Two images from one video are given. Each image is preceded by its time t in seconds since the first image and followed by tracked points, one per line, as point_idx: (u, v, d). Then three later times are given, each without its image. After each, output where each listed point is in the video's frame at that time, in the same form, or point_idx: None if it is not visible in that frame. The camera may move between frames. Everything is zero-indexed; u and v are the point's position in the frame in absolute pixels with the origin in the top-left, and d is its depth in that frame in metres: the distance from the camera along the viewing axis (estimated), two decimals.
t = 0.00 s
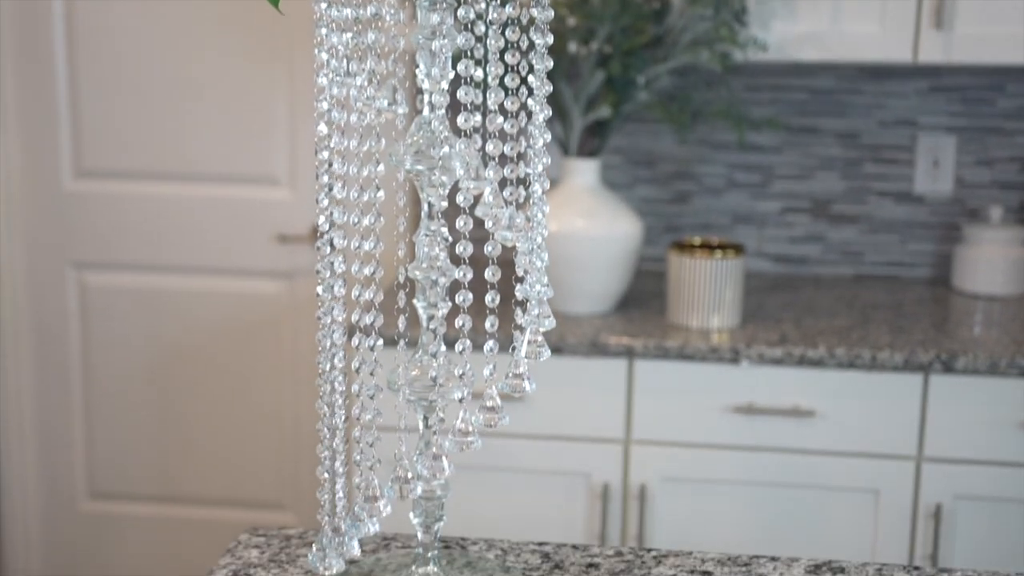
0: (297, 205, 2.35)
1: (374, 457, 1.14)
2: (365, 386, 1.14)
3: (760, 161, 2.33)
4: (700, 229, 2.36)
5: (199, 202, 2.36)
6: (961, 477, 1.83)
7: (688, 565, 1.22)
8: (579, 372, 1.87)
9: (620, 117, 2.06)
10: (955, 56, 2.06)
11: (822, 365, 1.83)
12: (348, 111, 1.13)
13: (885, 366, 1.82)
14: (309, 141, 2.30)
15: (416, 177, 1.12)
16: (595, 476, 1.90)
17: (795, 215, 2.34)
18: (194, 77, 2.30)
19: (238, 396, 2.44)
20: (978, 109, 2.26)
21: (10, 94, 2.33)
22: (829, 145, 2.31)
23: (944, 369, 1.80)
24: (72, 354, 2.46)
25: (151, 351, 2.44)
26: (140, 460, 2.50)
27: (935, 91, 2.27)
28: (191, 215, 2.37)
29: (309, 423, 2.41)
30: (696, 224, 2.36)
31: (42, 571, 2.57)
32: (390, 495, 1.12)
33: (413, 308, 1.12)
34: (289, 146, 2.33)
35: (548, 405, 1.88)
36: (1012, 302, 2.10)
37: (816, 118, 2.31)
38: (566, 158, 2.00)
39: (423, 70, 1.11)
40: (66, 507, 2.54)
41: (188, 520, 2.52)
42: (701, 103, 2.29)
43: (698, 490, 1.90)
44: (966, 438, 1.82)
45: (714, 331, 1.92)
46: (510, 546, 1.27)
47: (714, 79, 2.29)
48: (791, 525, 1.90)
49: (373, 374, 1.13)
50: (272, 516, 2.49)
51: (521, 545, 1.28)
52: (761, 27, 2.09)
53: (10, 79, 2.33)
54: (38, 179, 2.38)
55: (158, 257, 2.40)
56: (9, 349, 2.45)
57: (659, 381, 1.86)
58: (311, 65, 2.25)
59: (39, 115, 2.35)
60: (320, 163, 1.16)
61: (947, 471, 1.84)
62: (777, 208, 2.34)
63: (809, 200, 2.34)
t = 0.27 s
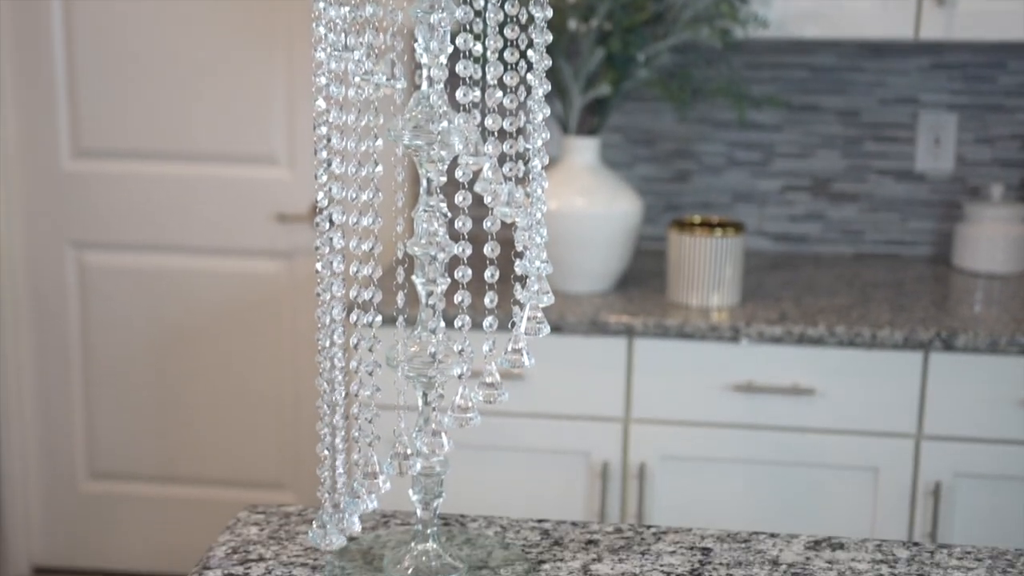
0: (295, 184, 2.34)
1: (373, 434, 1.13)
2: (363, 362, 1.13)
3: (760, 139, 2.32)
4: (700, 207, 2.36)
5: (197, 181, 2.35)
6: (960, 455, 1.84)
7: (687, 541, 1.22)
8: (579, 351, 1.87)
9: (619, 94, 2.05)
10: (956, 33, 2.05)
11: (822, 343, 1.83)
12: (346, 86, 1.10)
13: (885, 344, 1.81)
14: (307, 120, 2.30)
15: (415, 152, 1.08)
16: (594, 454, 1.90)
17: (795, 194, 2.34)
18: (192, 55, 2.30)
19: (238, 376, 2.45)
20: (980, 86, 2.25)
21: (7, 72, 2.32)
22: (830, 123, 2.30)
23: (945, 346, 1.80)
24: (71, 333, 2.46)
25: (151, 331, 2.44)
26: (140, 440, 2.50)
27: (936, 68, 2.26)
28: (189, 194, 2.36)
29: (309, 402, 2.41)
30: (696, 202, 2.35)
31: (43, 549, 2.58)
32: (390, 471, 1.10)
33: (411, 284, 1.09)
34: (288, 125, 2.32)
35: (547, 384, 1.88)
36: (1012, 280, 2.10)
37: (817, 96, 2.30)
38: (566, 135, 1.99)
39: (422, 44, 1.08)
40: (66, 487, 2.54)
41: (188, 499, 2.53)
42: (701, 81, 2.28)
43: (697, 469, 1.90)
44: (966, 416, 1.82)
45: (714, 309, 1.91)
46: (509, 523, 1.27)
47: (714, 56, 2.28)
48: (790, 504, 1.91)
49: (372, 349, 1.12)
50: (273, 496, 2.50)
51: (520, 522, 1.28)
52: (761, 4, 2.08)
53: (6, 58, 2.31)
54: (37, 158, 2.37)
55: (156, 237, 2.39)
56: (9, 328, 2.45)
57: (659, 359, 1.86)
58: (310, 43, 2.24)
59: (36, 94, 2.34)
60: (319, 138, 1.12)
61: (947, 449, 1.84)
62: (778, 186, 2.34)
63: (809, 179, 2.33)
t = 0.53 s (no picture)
0: (293, 168, 2.33)
1: (370, 417, 1.13)
2: (360, 343, 1.13)
3: (759, 122, 2.32)
4: (698, 190, 2.35)
5: (195, 165, 2.35)
6: (958, 438, 1.84)
7: (685, 524, 1.21)
8: (577, 335, 1.86)
9: (618, 77, 2.04)
10: (956, 16, 2.04)
11: (820, 327, 1.83)
12: (343, 66, 1.10)
13: (883, 327, 1.81)
14: (305, 103, 2.29)
15: (411, 132, 1.07)
16: (592, 438, 1.90)
17: (794, 177, 2.33)
18: (188, 38, 2.28)
19: (236, 359, 2.44)
20: (979, 69, 2.24)
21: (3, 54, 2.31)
22: (828, 106, 2.29)
23: (943, 330, 1.80)
24: (69, 317, 2.46)
25: (148, 315, 2.44)
26: (138, 423, 2.50)
27: (935, 51, 2.25)
28: (186, 178, 2.35)
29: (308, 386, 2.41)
30: (694, 185, 2.34)
31: (41, 533, 2.58)
32: (386, 453, 1.09)
33: (408, 266, 1.08)
34: (286, 107, 2.31)
35: (545, 368, 1.88)
36: (1010, 264, 2.09)
37: (816, 79, 2.29)
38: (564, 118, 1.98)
39: (419, 25, 1.06)
40: (64, 470, 2.54)
41: (186, 483, 2.53)
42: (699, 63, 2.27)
43: (695, 452, 1.90)
44: (964, 399, 1.82)
45: (712, 293, 1.91)
46: (507, 506, 1.27)
47: (713, 39, 2.27)
48: (787, 487, 1.91)
49: (369, 331, 1.10)
50: (271, 479, 2.50)
51: (518, 505, 1.27)
52: None
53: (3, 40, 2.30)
54: (33, 141, 2.36)
55: (154, 220, 2.38)
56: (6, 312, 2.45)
57: (657, 343, 1.86)
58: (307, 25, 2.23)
59: (33, 77, 2.33)
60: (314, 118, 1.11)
61: (945, 432, 1.84)
62: (776, 169, 2.33)
63: (808, 162, 2.32)
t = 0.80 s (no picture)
0: (288, 155, 2.33)
1: (364, 402, 1.11)
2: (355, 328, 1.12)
3: (755, 109, 2.31)
4: (694, 177, 2.35)
5: (190, 152, 2.34)
6: (953, 424, 1.84)
7: (680, 510, 1.21)
8: (573, 322, 1.86)
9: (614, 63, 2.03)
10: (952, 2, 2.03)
11: (815, 314, 1.83)
12: (336, 50, 1.09)
13: (878, 314, 1.81)
14: (299, 89, 2.28)
15: (406, 116, 1.05)
16: (588, 425, 1.90)
17: (790, 164, 2.33)
18: (183, 24, 2.27)
19: (231, 346, 2.44)
20: (975, 56, 2.24)
21: None
22: (825, 93, 2.29)
23: (938, 316, 1.80)
24: (63, 305, 2.45)
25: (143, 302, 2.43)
26: (133, 411, 2.50)
27: (931, 38, 2.24)
28: (180, 165, 2.34)
29: (304, 373, 2.41)
30: (690, 172, 2.34)
31: (38, 521, 2.58)
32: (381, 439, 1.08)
33: (402, 252, 1.07)
34: (281, 94, 2.31)
35: (541, 356, 1.88)
36: (1006, 251, 2.09)
37: (812, 66, 2.28)
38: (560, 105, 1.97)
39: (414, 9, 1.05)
40: (59, 458, 2.54)
41: (182, 470, 2.53)
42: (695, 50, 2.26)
43: (691, 439, 1.90)
44: (960, 386, 1.82)
45: (708, 279, 1.91)
46: (502, 492, 1.26)
47: (709, 25, 2.27)
48: (782, 473, 1.91)
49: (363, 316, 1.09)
50: (267, 466, 2.50)
51: (513, 491, 1.27)
52: None
53: None
54: (26, 128, 2.35)
55: (148, 207, 2.38)
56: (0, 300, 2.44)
57: (653, 330, 1.85)
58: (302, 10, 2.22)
59: (26, 64, 2.32)
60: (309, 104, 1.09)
61: (940, 419, 1.84)
62: (772, 156, 2.33)
63: (804, 149, 2.32)
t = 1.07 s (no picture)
0: (281, 142, 2.32)
1: (358, 387, 1.10)
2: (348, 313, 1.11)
3: (750, 97, 2.31)
4: (688, 165, 2.34)
5: (183, 139, 2.33)
6: (948, 412, 1.84)
7: (674, 496, 1.21)
8: (567, 310, 1.86)
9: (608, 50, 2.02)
10: None
11: (810, 301, 1.83)
12: (329, 34, 1.07)
13: (873, 301, 1.81)
14: (292, 76, 2.27)
15: (400, 100, 1.04)
16: (582, 412, 1.90)
17: (785, 152, 2.33)
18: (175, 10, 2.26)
19: (224, 334, 2.43)
20: (970, 43, 2.24)
21: None
22: (819, 81, 2.29)
23: (933, 304, 1.80)
24: (56, 293, 2.44)
25: (136, 289, 2.42)
26: (127, 400, 2.49)
27: (926, 25, 2.24)
28: (171, 152, 2.33)
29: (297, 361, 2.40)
30: (684, 160, 2.34)
31: (31, 510, 2.57)
32: (375, 425, 1.07)
33: (397, 237, 1.06)
34: (274, 81, 2.30)
35: (535, 343, 1.88)
36: (1000, 238, 2.10)
37: (807, 53, 2.28)
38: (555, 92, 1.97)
39: None
40: (53, 447, 2.53)
41: (176, 459, 2.52)
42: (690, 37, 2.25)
43: (685, 427, 1.90)
44: (954, 374, 1.82)
45: (702, 267, 1.91)
46: (496, 478, 1.26)
47: (704, 13, 2.26)
48: (777, 461, 1.91)
49: (357, 300, 1.09)
50: (261, 455, 2.49)
51: (507, 477, 1.27)
52: None
53: None
54: (18, 116, 2.34)
55: (141, 195, 2.37)
56: None
57: (647, 317, 1.85)
58: None
59: (18, 51, 2.31)
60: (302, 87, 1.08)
61: (934, 406, 1.84)
62: (767, 144, 2.32)
63: (798, 137, 2.32)
